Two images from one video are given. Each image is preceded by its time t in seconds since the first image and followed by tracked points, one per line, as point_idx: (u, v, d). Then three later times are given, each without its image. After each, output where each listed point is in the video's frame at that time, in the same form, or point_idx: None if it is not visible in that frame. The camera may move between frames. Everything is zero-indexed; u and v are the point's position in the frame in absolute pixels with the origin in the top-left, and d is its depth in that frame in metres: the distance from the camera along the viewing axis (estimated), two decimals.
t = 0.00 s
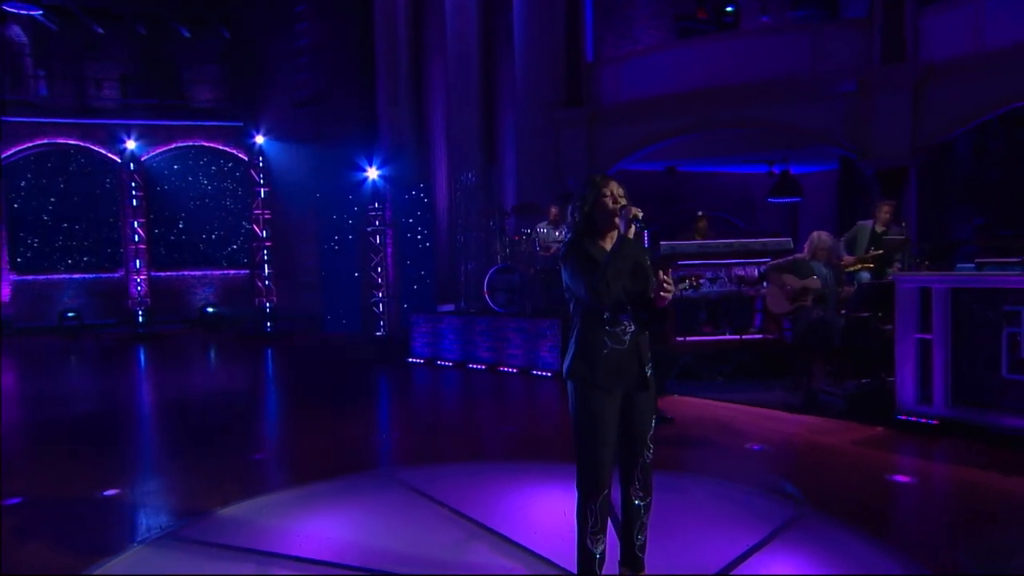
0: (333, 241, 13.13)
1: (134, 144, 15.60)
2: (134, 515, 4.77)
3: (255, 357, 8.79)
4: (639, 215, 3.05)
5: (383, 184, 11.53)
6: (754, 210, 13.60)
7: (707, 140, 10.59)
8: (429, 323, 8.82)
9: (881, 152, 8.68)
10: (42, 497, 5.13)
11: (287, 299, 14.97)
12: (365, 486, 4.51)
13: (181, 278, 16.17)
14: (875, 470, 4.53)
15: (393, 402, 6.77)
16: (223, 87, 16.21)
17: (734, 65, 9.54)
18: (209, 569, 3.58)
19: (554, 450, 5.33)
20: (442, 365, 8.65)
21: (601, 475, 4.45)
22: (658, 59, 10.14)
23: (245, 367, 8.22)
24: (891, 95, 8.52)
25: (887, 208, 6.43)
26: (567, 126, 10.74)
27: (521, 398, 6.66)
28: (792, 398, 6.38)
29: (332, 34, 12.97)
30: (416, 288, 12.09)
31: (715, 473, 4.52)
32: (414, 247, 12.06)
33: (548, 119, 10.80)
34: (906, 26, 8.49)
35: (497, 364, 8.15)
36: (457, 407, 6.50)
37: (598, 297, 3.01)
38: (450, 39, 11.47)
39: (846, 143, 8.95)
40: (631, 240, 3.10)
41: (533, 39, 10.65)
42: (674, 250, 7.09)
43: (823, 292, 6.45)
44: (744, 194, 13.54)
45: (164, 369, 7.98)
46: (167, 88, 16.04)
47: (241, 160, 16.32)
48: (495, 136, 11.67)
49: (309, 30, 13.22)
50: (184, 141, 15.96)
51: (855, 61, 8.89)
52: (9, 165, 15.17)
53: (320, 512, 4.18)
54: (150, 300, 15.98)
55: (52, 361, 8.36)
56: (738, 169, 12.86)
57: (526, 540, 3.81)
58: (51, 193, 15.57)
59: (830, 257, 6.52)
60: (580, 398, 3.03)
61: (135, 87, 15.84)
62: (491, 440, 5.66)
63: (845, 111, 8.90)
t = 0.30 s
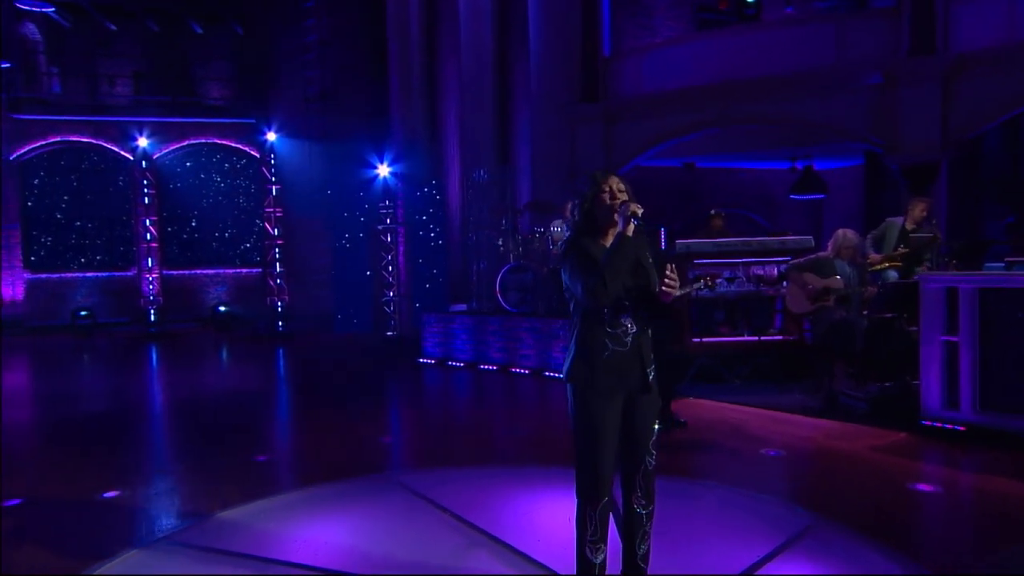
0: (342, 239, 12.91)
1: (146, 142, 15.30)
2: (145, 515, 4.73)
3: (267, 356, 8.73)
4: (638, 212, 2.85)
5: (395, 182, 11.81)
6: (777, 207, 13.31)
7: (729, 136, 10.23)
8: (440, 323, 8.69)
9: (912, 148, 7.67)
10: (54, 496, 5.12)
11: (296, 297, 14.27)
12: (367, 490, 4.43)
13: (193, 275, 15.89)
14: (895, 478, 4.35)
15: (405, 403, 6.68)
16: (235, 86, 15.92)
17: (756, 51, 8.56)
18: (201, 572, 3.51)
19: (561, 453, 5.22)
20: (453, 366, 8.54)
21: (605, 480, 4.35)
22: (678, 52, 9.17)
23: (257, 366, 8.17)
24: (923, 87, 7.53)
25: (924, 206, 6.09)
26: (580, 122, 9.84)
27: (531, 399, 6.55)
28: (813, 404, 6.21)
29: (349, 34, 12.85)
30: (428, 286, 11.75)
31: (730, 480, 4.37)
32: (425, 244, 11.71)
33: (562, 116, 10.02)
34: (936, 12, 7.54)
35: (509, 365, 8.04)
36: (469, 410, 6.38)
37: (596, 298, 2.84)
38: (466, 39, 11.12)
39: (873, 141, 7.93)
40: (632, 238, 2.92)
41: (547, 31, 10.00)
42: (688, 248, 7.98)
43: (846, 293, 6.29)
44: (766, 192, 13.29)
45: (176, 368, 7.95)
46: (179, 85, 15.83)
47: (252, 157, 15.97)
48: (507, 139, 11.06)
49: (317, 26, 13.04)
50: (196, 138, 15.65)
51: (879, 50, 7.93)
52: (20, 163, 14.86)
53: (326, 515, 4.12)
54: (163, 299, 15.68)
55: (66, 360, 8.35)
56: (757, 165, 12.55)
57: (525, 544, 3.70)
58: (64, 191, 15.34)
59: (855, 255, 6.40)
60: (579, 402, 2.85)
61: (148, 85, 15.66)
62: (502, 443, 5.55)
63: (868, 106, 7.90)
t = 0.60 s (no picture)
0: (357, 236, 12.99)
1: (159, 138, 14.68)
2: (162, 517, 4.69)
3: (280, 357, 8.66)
4: (639, 213, 2.59)
5: (409, 180, 11.54)
6: (803, 207, 12.94)
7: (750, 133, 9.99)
8: (452, 323, 8.59)
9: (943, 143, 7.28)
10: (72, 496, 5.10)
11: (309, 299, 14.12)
12: (371, 494, 4.35)
13: (207, 274, 15.32)
14: (918, 487, 4.18)
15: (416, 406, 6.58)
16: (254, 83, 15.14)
17: (783, 45, 8.10)
18: None
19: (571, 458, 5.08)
20: (465, 367, 8.42)
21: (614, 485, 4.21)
22: (698, 43, 8.72)
23: (270, 367, 8.10)
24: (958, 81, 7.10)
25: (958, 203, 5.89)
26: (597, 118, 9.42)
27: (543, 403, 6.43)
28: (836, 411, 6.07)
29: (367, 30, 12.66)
30: (442, 285, 11.58)
31: (751, 490, 4.19)
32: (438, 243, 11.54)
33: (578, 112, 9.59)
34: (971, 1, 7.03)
35: (522, 366, 7.91)
36: (482, 414, 6.26)
37: (594, 302, 2.60)
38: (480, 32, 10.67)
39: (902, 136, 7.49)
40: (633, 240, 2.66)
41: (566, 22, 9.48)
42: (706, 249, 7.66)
43: (871, 294, 6.02)
44: (792, 192, 12.87)
45: (190, 369, 7.90)
46: (195, 83, 15.08)
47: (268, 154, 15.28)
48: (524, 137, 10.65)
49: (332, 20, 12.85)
50: (213, 134, 14.99)
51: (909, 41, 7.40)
52: (37, 162, 14.39)
53: (328, 519, 4.03)
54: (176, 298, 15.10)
55: (81, 360, 8.34)
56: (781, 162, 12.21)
57: (520, 549, 3.59)
58: (79, 189, 14.78)
59: (881, 255, 6.10)
60: (576, 408, 2.65)
61: (164, 80, 14.93)
62: (514, 448, 5.40)
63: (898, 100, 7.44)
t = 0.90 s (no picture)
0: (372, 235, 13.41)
1: (175, 138, 14.54)
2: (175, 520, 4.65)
3: (295, 358, 8.64)
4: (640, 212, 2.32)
5: (424, 179, 11.91)
6: (832, 205, 12.64)
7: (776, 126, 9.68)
8: (466, 325, 8.50)
9: (977, 140, 6.93)
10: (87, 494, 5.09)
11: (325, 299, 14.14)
12: (377, 500, 4.26)
13: (222, 274, 15.04)
14: (946, 499, 3.98)
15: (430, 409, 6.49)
16: (269, 80, 15.18)
17: (806, 38, 7.88)
18: None
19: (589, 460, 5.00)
20: (480, 369, 8.31)
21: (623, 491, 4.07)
22: (720, 36, 8.52)
23: (286, 368, 8.07)
24: (995, 74, 6.69)
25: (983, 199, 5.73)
26: (618, 114, 9.29)
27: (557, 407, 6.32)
28: (862, 418, 5.90)
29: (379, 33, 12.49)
30: (456, 285, 11.54)
31: (771, 500, 4.03)
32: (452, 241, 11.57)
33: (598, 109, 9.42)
34: None
35: (536, 369, 7.79)
36: (497, 416, 6.15)
37: (592, 306, 2.32)
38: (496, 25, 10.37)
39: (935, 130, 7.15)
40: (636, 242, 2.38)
41: (585, 17, 9.33)
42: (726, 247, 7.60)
43: (894, 295, 5.94)
44: (819, 190, 12.55)
45: (205, 370, 7.85)
46: (211, 80, 15.26)
47: (283, 153, 14.96)
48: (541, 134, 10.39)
49: (347, 18, 12.72)
50: (226, 134, 14.79)
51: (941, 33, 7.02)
52: (54, 162, 14.39)
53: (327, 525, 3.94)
54: (191, 298, 14.88)
55: (97, 361, 8.34)
56: (808, 159, 11.92)
57: (521, 555, 3.46)
58: (95, 189, 14.80)
59: (906, 255, 6.04)
60: (575, 415, 2.39)
61: (180, 80, 15.08)
62: (528, 453, 5.26)
63: (929, 96, 7.12)
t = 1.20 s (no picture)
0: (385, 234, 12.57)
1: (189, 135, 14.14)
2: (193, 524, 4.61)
3: (309, 360, 8.52)
4: (636, 211, 2.16)
5: (438, 177, 11.30)
6: (863, 201, 12.33)
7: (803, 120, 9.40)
8: (480, 326, 8.34)
9: (1013, 133, 6.62)
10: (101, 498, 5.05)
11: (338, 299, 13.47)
12: (378, 507, 4.14)
13: (236, 274, 14.64)
14: (977, 509, 3.79)
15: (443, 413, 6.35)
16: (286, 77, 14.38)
17: (834, 28, 7.59)
18: None
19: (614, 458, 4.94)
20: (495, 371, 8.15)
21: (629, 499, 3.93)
22: (744, 26, 8.28)
23: (300, 370, 7.95)
24: None
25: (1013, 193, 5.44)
26: (638, 109, 8.95)
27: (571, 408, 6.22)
28: (889, 424, 5.73)
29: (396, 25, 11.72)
30: (473, 285, 10.92)
31: (792, 510, 3.88)
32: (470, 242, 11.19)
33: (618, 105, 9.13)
34: None
35: (554, 371, 7.64)
36: (510, 421, 6.00)
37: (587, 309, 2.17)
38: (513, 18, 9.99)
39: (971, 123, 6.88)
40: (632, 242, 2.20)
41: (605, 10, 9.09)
42: (748, 247, 7.27)
43: (924, 296, 5.85)
44: (849, 186, 12.24)
45: (218, 371, 7.78)
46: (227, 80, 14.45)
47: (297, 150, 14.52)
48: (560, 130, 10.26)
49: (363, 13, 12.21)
50: (240, 131, 14.44)
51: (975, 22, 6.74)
52: (69, 160, 14.10)
53: (323, 535, 3.78)
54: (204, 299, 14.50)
55: (111, 361, 8.30)
56: (838, 154, 11.62)
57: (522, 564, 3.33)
58: (110, 187, 14.37)
59: (935, 254, 5.87)
60: (573, 422, 2.23)
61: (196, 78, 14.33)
62: (539, 459, 5.10)
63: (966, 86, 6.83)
